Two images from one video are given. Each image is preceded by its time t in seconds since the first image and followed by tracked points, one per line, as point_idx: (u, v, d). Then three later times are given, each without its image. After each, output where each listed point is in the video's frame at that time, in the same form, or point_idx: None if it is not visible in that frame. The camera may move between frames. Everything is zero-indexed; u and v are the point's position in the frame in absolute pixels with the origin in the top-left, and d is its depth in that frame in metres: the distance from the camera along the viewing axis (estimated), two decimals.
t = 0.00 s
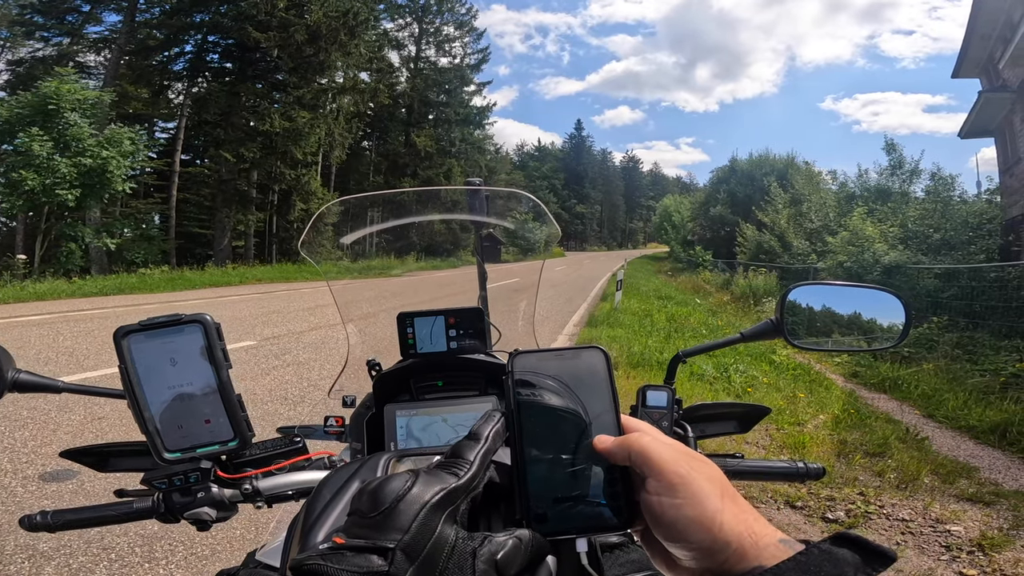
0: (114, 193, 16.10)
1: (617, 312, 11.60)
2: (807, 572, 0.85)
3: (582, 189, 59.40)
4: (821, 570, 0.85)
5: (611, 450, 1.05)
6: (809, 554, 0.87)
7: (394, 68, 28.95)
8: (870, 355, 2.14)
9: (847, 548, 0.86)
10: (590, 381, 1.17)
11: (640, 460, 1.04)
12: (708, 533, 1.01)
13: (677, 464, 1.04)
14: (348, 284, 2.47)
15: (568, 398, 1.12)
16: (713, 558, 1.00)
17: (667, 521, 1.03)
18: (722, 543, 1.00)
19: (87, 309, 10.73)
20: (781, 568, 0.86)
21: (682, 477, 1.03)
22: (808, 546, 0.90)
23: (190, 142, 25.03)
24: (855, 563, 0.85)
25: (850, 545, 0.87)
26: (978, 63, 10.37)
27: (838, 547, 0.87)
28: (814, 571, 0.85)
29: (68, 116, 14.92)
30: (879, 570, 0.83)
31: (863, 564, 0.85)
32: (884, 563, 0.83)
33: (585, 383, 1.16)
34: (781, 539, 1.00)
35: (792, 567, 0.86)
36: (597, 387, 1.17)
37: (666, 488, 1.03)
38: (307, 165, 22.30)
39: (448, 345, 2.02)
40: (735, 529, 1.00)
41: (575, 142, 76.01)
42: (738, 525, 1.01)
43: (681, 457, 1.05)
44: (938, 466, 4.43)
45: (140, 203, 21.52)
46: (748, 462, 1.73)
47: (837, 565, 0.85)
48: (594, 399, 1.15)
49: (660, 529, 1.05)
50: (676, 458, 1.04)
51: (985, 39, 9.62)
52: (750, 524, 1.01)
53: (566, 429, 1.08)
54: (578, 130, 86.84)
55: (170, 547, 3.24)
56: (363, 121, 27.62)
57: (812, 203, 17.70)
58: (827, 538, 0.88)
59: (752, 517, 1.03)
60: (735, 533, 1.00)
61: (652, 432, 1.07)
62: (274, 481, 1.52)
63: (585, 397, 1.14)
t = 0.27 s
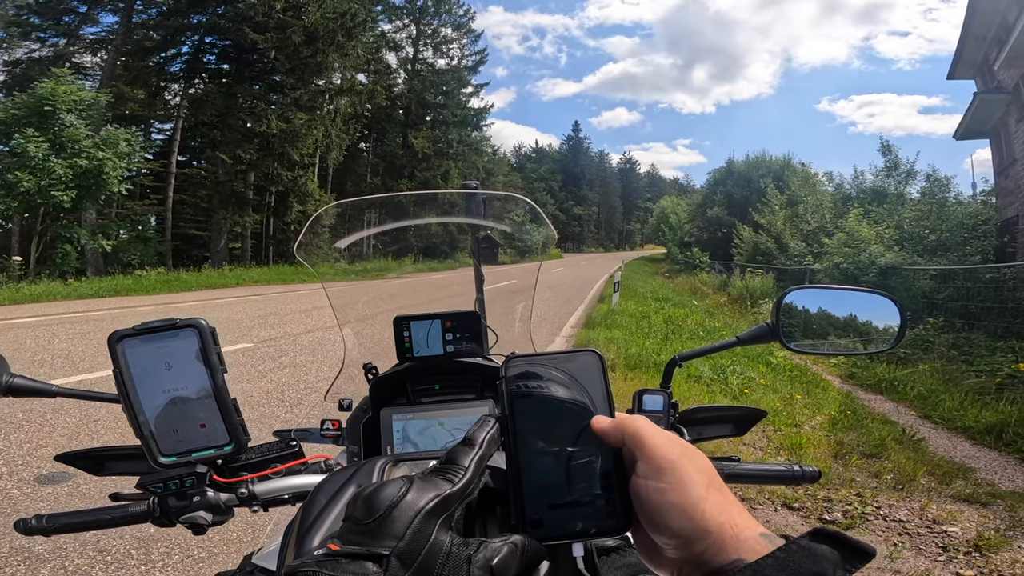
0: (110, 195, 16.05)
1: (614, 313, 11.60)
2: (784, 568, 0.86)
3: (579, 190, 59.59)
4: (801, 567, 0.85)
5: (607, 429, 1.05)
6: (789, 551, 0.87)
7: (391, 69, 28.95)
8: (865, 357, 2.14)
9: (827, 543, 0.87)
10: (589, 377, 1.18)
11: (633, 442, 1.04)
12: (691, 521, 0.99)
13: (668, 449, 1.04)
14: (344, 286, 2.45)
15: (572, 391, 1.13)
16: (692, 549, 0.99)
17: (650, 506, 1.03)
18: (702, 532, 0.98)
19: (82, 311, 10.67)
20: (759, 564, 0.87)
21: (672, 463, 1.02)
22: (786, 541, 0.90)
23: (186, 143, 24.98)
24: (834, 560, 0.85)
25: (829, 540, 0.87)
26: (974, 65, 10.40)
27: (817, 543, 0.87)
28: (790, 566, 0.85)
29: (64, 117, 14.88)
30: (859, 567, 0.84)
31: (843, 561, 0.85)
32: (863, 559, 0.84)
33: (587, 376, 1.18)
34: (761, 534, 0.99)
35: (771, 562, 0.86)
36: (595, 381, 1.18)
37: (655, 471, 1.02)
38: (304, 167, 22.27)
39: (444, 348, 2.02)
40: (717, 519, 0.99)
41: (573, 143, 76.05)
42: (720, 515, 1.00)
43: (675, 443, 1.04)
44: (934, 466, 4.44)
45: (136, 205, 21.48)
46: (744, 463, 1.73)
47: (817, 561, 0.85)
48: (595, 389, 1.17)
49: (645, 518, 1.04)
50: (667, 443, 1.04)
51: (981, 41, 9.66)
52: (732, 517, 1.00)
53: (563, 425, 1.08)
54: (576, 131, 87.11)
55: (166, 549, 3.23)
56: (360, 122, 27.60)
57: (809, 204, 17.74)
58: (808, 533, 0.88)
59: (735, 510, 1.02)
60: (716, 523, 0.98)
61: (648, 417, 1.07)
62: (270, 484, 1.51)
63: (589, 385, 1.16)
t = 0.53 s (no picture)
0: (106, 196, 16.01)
1: (612, 315, 11.60)
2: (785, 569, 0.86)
3: (577, 192, 59.65)
4: (801, 567, 0.85)
5: (610, 427, 1.06)
6: (789, 551, 0.87)
7: (389, 71, 28.94)
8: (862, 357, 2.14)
9: (827, 544, 0.87)
10: (584, 378, 1.18)
11: (634, 443, 1.04)
12: (690, 523, 1.00)
13: (669, 450, 1.04)
14: (341, 287, 2.45)
15: (566, 393, 1.12)
16: (694, 550, 0.99)
17: (650, 506, 1.03)
18: (702, 533, 0.99)
19: (79, 312, 10.64)
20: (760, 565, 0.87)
21: (672, 464, 1.02)
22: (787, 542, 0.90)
23: (183, 144, 24.94)
24: (835, 560, 0.86)
25: (828, 542, 0.88)
26: (970, 67, 10.44)
27: (818, 543, 0.88)
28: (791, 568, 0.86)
29: (61, 118, 14.85)
30: (858, 568, 0.85)
31: (843, 562, 0.85)
32: (862, 560, 0.85)
33: (582, 378, 1.18)
34: (762, 535, 0.99)
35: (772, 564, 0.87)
36: (591, 384, 1.18)
37: (655, 472, 1.03)
38: (301, 168, 22.24)
39: (442, 349, 2.02)
40: (718, 520, 1.00)
41: (570, 145, 76.08)
42: (721, 517, 1.00)
43: (676, 445, 1.04)
44: (931, 467, 4.45)
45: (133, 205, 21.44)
46: (742, 464, 1.73)
47: (818, 562, 0.86)
48: (591, 394, 1.16)
49: (645, 519, 1.04)
50: (668, 445, 1.04)
51: (977, 42, 9.70)
52: (732, 518, 1.00)
53: (560, 428, 1.08)
54: (573, 133, 87.15)
55: (163, 551, 3.22)
56: (358, 123, 27.56)
57: (806, 206, 17.77)
58: (807, 534, 0.89)
59: (737, 513, 1.03)
60: (717, 524, 0.99)
61: (650, 418, 1.08)
62: (268, 484, 1.51)
63: (582, 391, 1.16)
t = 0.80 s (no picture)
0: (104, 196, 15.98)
1: (610, 316, 11.61)
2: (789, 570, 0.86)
3: (575, 194, 59.75)
4: (803, 569, 0.85)
5: (607, 431, 1.06)
6: (792, 553, 0.87)
7: (388, 71, 28.96)
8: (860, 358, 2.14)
9: (829, 547, 0.87)
10: (581, 382, 1.19)
11: (633, 447, 1.05)
12: (692, 526, 1.00)
13: (668, 454, 1.05)
14: (339, 288, 2.44)
15: (559, 398, 1.12)
16: (695, 553, 1.00)
17: (651, 510, 1.03)
18: (705, 536, 0.99)
19: (76, 313, 10.62)
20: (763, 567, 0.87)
21: (672, 466, 1.03)
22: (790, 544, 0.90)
23: (181, 145, 24.92)
24: (838, 562, 0.86)
25: (832, 544, 0.87)
26: (966, 68, 10.49)
27: (820, 546, 0.87)
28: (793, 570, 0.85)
29: (58, 118, 14.82)
30: (863, 569, 0.84)
31: (847, 564, 0.85)
32: (866, 561, 0.85)
33: (579, 383, 1.18)
34: (764, 537, 0.99)
35: (776, 565, 0.86)
36: (588, 387, 1.18)
37: (656, 476, 1.03)
38: (299, 169, 22.23)
39: (440, 350, 2.02)
40: (720, 522, 1.00)
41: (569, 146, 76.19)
42: (723, 520, 1.01)
43: (675, 448, 1.05)
44: (928, 468, 4.46)
45: (130, 206, 21.41)
46: (740, 465, 1.73)
47: (820, 563, 0.85)
48: (586, 399, 1.16)
49: (646, 523, 1.05)
50: (667, 449, 1.05)
51: (974, 44, 9.75)
52: (733, 520, 1.01)
53: (557, 431, 1.07)
54: (572, 134, 87.30)
55: (159, 552, 3.21)
56: (356, 124, 27.56)
57: (803, 207, 17.81)
58: (811, 536, 0.88)
59: (738, 516, 1.03)
60: (718, 527, 1.00)
61: (647, 422, 1.08)
62: (265, 485, 1.50)
63: (575, 396, 1.15)
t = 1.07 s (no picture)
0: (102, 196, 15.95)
1: (609, 317, 11.61)
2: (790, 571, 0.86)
3: (574, 195, 59.83)
4: (806, 570, 0.86)
5: (605, 434, 1.06)
6: (794, 554, 0.87)
7: (387, 72, 28.97)
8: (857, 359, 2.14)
9: (831, 547, 0.87)
10: (580, 381, 1.18)
11: (632, 448, 1.05)
12: (694, 529, 1.04)
13: (667, 457, 1.06)
14: (337, 289, 2.43)
15: (562, 397, 1.12)
16: (697, 555, 1.04)
17: (653, 513, 1.06)
18: (706, 537, 1.03)
19: (73, 313, 10.61)
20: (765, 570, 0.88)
21: (671, 469, 1.05)
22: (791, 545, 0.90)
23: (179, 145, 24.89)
24: (839, 563, 0.86)
25: (832, 545, 0.88)
26: (964, 70, 10.52)
27: (821, 546, 0.87)
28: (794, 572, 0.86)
29: (56, 118, 14.80)
30: (864, 570, 0.84)
31: (848, 565, 0.85)
32: (865, 563, 0.85)
33: (579, 383, 1.17)
34: (766, 539, 1.02)
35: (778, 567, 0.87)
36: (587, 386, 1.18)
37: (656, 479, 1.05)
38: (298, 170, 22.22)
39: (438, 350, 2.01)
40: (721, 524, 1.04)
41: (568, 148, 76.29)
42: (724, 521, 1.04)
43: (674, 451, 1.06)
44: (925, 469, 4.46)
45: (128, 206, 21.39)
46: (738, 466, 1.73)
47: (821, 565, 0.86)
48: (587, 399, 1.16)
49: (648, 525, 1.07)
50: (666, 451, 1.06)
51: (971, 46, 9.78)
52: (734, 521, 1.05)
53: (557, 430, 1.07)
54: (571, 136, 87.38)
55: (156, 553, 3.21)
56: (355, 125, 27.57)
57: (801, 209, 17.84)
58: (812, 537, 0.88)
59: (738, 516, 1.06)
60: (720, 529, 1.03)
61: (645, 424, 1.09)
62: (262, 486, 1.50)
63: (578, 395, 1.15)
